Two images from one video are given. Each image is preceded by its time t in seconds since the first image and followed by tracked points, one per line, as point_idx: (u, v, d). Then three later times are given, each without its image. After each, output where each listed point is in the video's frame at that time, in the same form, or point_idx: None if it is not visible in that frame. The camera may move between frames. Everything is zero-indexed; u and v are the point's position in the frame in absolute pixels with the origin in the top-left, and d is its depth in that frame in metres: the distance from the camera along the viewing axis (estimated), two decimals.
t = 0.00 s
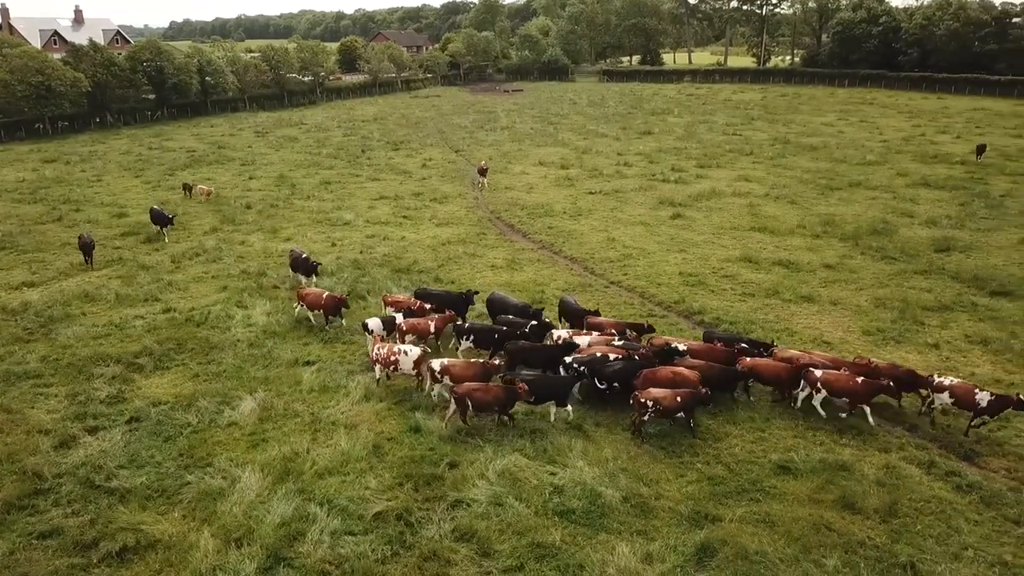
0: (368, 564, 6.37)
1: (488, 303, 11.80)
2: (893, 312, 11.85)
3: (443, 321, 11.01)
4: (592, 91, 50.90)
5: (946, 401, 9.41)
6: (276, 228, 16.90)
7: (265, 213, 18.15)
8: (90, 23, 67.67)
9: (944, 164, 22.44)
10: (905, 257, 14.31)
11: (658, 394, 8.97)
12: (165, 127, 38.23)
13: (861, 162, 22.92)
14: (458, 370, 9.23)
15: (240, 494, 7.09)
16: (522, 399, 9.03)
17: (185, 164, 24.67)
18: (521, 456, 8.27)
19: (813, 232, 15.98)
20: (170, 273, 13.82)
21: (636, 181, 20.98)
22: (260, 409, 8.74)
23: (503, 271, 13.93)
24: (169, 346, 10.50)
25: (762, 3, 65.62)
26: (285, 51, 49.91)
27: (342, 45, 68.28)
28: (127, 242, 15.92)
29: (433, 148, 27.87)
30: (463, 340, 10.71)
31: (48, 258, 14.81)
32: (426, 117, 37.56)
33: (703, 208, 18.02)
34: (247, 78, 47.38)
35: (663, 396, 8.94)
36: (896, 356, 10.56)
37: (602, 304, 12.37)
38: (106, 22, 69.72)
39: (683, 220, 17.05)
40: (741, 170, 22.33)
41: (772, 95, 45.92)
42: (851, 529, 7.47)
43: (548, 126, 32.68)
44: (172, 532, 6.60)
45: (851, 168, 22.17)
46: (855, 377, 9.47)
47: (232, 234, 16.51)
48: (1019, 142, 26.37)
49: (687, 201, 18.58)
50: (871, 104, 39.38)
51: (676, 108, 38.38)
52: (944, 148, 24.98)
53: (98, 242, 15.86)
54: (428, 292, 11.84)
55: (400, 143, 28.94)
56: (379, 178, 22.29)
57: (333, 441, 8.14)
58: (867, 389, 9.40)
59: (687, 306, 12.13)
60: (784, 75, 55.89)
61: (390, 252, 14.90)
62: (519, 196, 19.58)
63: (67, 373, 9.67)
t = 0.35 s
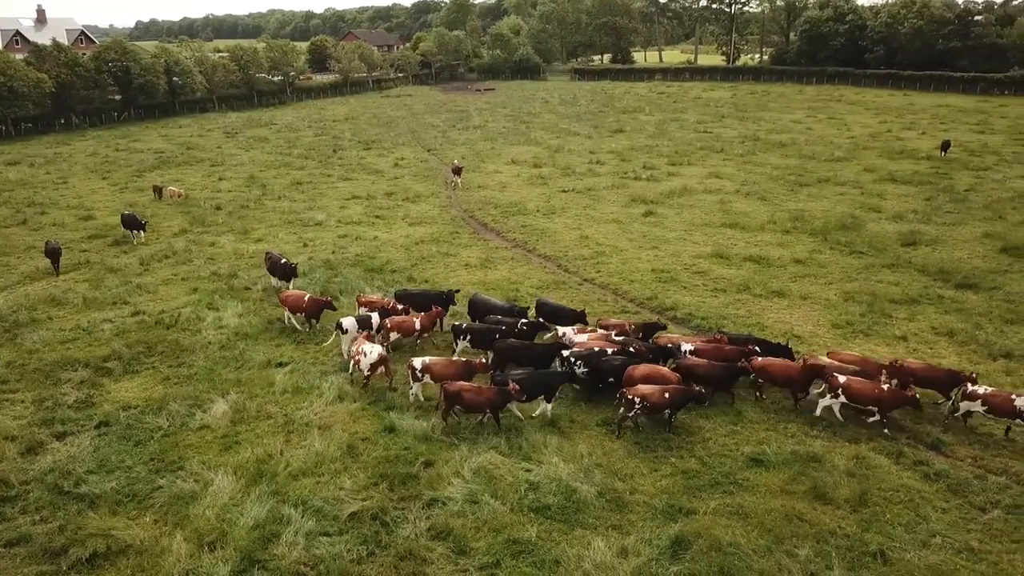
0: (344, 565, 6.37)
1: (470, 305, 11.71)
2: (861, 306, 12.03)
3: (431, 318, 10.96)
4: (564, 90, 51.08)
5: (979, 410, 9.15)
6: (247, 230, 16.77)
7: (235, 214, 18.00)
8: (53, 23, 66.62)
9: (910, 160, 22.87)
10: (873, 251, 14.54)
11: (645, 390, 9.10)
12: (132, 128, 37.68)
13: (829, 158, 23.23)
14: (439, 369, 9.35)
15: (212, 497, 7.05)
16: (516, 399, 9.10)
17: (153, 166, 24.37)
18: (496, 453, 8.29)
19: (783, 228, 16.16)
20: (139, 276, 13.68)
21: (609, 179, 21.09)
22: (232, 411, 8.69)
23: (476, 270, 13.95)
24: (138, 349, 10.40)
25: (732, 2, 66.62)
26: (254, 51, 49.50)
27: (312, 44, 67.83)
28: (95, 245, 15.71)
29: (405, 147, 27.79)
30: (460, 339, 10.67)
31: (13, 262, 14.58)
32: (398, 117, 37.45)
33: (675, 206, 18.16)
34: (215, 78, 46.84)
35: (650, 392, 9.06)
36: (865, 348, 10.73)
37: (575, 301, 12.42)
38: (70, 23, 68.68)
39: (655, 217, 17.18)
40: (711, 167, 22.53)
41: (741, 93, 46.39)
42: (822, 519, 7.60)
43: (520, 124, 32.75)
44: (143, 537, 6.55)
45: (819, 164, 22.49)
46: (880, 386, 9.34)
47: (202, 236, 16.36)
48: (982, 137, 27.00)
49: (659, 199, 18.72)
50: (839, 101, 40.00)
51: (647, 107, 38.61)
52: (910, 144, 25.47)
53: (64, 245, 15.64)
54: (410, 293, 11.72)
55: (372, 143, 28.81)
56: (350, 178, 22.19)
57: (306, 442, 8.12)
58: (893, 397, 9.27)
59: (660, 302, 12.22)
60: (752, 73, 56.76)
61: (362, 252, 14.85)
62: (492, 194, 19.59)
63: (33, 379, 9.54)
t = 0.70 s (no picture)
0: (315, 567, 6.35)
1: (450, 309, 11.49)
2: (826, 299, 12.23)
3: (414, 317, 11.06)
4: (532, 89, 51.33)
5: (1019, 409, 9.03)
6: (212, 232, 16.59)
7: (200, 216, 17.79)
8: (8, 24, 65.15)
9: (872, 155, 23.35)
10: (837, 245, 14.80)
11: (636, 386, 9.20)
12: (92, 130, 36.97)
13: (793, 154, 23.59)
14: (421, 368, 9.36)
15: (180, 503, 6.99)
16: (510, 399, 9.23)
17: (115, 168, 23.98)
18: (468, 452, 8.31)
19: (748, 224, 16.38)
20: (101, 280, 13.47)
21: (577, 177, 21.20)
22: (199, 415, 8.61)
23: (446, 269, 13.95)
24: (101, 355, 10.25)
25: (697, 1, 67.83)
26: (217, 51, 48.91)
27: (276, 44, 67.19)
28: (55, 250, 15.43)
29: (372, 147, 27.68)
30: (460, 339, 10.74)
31: None
32: (364, 117, 37.28)
33: (642, 203, 18.31)
34: (178, 78, 46.18)
35: (641, 388, 9.14)
36: (830, 341, 10.92)
37: (545, 299, 12.47)
38: (25, 23, 67.25)
39: (623, 215, 17.31)
40: (678, 164, 22.74)
41: (706, 90, 46.92)
42: (790, 509, 7.73)
43: (488, 124, 32.80)
44: (109, 545, 6.48)
45: (784, 160, 22.84)
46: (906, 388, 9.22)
47: (166, 238, 16.16)
48: (941, 132, 27.68)
49: (626, 196, 18.87)
50: (802, 98, 40.69)
51: (614, 105, 38.90)
52: (871, 140, 26.04)
53: (23, 250, 15.34)
54: (391, 295, 11.62)
55: (339, 143, 28.65)
56: (317, 178, 22.05)
57: (275, 445, 8.08)
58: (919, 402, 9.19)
59: (629, 299, 12.33)
60: (717, 71, 57.76)
61: (330, 253, 14.76)
62: (461, 194, 19.60)
63: None
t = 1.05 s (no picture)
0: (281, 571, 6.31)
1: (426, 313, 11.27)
2: (786, 292, 12.46)
3: (388, 317, 10.94)
4: (493, 87, 51.42)
5: None
6: (170, 234, 16.34)
7: (157, 219, 17.50)
8: None
9: (828, 150, 23.86)
10: (795, 239, 15.07)
11: (626, 386, 9.27)
12: (43, 133, 36.05)
13: (752, 150, 23.98)
14: (401, 369, 9.31)
15: (140, 510, 6.89)
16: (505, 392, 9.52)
17: (68, 171, 23.45)
18: (435, 451, 8.31)
19: (709, 219, 16.59)
20: (55, 286, 13.19)
21: (540, 176, 21.28)
22: (159, 420, 8.50)
23: (409, 269, 13.92)
24: (57, 362, 10.05)
25: None
26: (173, 51, 48.06)
27: (233, 43, 66.29)
28: (7, 256, 15.05)
29: (334, 147, 27.49)
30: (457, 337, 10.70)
31: None
32: (325, 117, 36.99)
33: (605, 200, 18.45)
34: (132, 78, 45.23)
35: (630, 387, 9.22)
36: (791, 333, 11.12)
37: (510, 297, 12.51)
38: None
39: (586, 212, 17.43)
40: (639, 161, 22.96)
41: (666, 88, 47.52)
42: (754, 499, 7.87)
43: (450, 122, 32.79)
44: (67, 555, 6.37)
45: (743, 156, 23.21)
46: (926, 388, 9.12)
47: (122, 242, 15.86)
48: (894, 127, 28.38)
49: (589, 194, 19.01)
50: (760, 95, 41.40)
51: (576, 103, 39.15)
52: (827, 135, 26.62)
53: None
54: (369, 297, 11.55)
55: (299, 143, 28.37)
56: (277, 179, 21.83)
57: (239, 449, 8.00)
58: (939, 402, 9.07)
59: (593, 296, 12.43)
60: (677, 69, 58.60)
61: (292, 254, 14.64)
62: (423, 193, 19.57)
63: None
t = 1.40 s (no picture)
0: None
1: (393, 316, 11.16)
2: (739, 285, 12.70)
3: (353, 320, 10.84)
4: (446, 86, 51.36)
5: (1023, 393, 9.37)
6: (117, 240, 15.96)
7: (103, 224, 17.07)
8: None
9: (776, 145, 24.39)
10: (747, 233, 15.37)
11: (616, 382, 9.28)
12: None
13: (703, 146, 24.38)
14: (376, 368, 9.34)
15: (92, 522, 6.74)
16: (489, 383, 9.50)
17: (8, 176, 22.71)
18: (395, 452, 8.27)
19: (663, 215, 16.81)
20: None
21: (495, 174, 21.31)
22: (110, 430, 8.32)
23: (365, 269, 13.83)
24: None
25: None
26: (116, 52, 46.82)
27: (180, 44, 64.91)
28: None
29: (286, 148, 27.14)
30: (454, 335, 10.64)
31: None
32: (276, 118, 36.50)
33: (560, 198, 18.57)
34: (73, 81, 43.89)
35: (621, 385, 9.24)
36: (744, 325, 11.35)
37: (467, 295, 12.52)
38: None
39: (541, 210, 17.52)
40: (593, 159, 23.16)
41: (619, 86, 47.99)
42: (713, 489, 8.01)
43: (404, 122, 32.64)
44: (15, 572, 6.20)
45: (695, 152, 23.59)
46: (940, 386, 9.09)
47: (67, 249, 15.44)
48: (840, 122, 29.13)
49: (544, 192, 19.13)
50: (710, 92, 42.12)
51: (529, 102, 39.35)
52: (776, 131, 27.22)
53: None
54: (344, 297, 11.46)
55: (250, 145, 27.93)
56: (228, 182, 21.47)
57: (193, 456, 7.88)
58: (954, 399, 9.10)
59: (550, 293, 12.50)
60: (628, 67, 59.42)
61: (244, 257, 14.43)
62: (377, 193, 19.46)
63: None
